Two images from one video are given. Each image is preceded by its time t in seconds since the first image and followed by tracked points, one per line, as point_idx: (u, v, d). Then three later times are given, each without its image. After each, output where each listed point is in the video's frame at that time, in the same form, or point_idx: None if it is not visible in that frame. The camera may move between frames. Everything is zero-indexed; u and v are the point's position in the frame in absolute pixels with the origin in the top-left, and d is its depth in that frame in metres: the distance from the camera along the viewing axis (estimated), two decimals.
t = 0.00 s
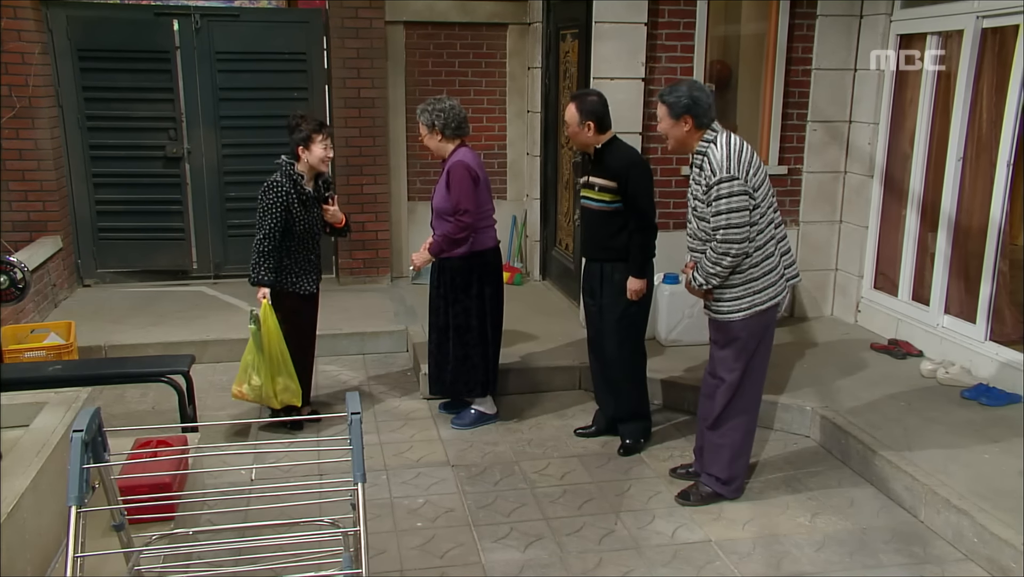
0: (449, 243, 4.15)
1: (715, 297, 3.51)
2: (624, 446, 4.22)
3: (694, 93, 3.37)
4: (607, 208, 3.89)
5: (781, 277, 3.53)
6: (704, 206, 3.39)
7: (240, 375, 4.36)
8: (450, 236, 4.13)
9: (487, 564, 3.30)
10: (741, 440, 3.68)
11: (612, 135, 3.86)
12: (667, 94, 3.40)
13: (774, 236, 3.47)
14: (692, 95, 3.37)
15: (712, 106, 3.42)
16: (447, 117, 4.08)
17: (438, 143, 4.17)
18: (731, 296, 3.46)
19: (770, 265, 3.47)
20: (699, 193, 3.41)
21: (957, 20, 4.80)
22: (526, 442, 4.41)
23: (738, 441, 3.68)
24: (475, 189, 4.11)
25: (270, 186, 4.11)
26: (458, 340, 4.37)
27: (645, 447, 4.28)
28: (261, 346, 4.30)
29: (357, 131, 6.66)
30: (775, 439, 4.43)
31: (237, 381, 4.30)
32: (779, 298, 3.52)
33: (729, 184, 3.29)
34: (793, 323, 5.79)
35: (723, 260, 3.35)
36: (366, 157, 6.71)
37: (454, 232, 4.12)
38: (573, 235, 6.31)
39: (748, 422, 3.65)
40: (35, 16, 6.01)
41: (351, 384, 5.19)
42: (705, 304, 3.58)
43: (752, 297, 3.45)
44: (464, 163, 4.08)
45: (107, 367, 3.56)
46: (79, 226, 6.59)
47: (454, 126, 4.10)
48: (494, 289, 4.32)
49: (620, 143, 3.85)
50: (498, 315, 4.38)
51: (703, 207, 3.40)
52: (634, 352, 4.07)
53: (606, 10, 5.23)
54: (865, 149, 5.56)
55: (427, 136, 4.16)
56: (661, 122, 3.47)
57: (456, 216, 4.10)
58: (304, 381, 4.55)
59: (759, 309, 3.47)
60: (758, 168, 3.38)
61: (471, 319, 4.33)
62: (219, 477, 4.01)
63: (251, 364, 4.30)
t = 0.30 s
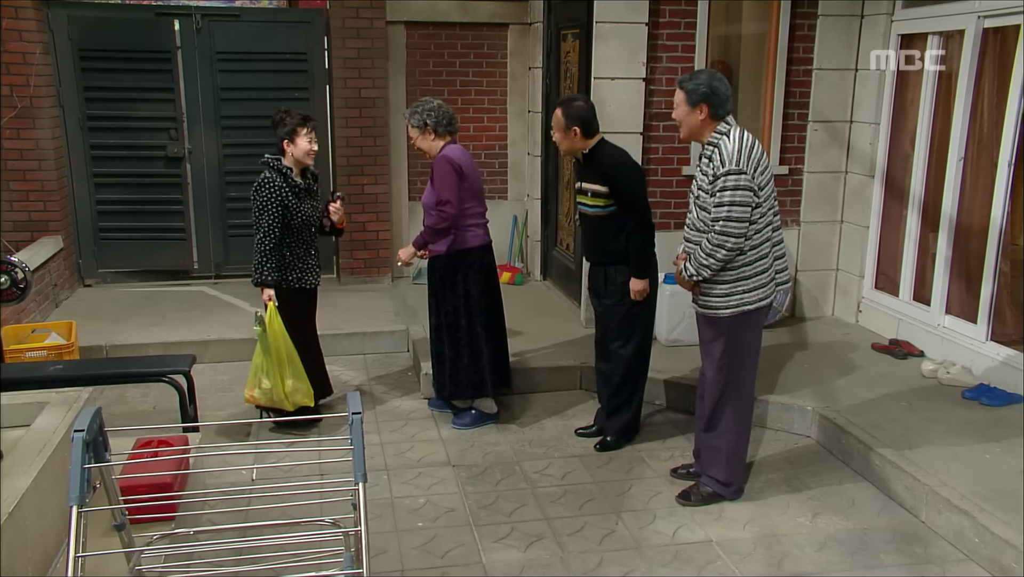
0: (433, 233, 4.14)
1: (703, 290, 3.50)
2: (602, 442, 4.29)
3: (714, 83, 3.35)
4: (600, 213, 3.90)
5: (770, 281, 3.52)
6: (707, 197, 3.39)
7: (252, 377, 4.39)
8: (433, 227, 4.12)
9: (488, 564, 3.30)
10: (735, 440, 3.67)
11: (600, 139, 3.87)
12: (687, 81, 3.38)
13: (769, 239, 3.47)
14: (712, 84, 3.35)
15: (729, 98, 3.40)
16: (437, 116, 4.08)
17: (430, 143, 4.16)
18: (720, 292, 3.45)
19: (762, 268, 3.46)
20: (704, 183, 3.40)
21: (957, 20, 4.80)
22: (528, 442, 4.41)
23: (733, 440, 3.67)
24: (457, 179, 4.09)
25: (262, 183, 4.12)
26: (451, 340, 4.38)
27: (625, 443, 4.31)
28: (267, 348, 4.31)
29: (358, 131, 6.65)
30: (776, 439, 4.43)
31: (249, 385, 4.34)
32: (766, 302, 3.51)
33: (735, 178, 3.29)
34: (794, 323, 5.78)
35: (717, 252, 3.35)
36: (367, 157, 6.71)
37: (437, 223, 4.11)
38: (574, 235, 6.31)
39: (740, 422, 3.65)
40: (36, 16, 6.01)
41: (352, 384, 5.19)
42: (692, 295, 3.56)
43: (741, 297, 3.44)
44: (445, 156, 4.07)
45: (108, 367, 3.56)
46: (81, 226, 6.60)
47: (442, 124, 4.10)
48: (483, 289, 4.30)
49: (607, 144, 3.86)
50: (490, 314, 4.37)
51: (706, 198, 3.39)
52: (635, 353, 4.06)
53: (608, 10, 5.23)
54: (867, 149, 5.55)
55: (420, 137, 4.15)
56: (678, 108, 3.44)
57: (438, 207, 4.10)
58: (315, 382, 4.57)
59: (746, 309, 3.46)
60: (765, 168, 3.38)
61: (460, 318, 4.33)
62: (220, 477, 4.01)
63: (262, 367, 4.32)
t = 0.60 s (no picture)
0: (424, 231, 4.12)
1: (696, 286, 3.50)
2: (603, 442, 4.29)
3: (728, 79, 3.35)
4: (594, 222, 3.89)
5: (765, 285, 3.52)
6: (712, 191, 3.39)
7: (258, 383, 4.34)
8: (424, 224, 4.11)
9: (488, 564, 3.30)
10: (732, 441, 3.68)
11: (585, 149, 3.88)
12: (701, 75, 3.38)
13: (768, 241, 3.46)
14: (726, 80, 3.35)
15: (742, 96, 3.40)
16: (426, 115, 4.09)
17: (420, 144, 4.15)
18: (713, 288, 3.45)
19: (759, 269, 3.46)
20: (709, 177, 3.40)
21: (958, 20, 4.79)
22: (528, 442, 4.41)
23: (727, 441, 3.68)
24: (445, 177, 4.10)
25: (255, 186, 4.13)
26: (432, 337, 4.37)
27: (626, 443, 4.31)
28: (273, 347, 4.30)
29: (359, 130, 6.65)
30: (777, 438, 4.43)
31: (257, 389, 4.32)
32: (758, 304, 3.50)
33: (742, 174, 3.29)
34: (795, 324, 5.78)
35: (715, 248, 3.35)
36: (367, 157, 6.71)
37: (428, 220, 4.10)
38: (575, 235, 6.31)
39: (735, 422, 3.66)
40: (36, 16, 6.01)
41: (354, 385, 5.19)
42: (684, 289, 3.57)
43: (733, 295, 3.44)
44: (432, 155, 4.09)
45: (109, 367, 3.57)
46: (82, 226, 6.60)
47: (434, 124, 4.12)
48: (467, 286, 4.27)
49: (596, 153, 3.86)
50: (474, 312, 4.34)
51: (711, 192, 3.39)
52: (636, 353, 4.06)
53: (609, 10, 5.23)
54: (868, 149, 5.55)
55: (410, 138, 4.15)
56: (690, 103, 3.43)
57: (428, 205, 4.10)
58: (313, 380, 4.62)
59: (737, 309, 3.46)
60: (772, 169, 3.39)
61: (440, 316, 4.33)
62: (220, 477, 4.01)
63: (268, 368, 4.30)
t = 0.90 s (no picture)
0: (414, 232, 4.10)
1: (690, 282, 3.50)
2: (603, 442, 4.29)
3: (736, 77, 3.34)
4: (592, 224, 3.90)
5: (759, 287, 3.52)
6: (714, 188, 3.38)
7: (249, 384, 4.31)
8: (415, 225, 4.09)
9: (489, 564, 3.30)
10: (728, 440, 3.68)
11: (581, 150, 3.88)
12: (709, 73, 3.36)
13: (766, 243, 3.47)
14: (733, 77, 3.33)
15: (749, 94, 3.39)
16: (426, 112, 4.10)
17: (419, 139, 4.17)
18: (708, 286, 3.45)
19: (756, 270, 3.46)
20: (711, 175, 3.39)
21: (959, 20, 4.79)
22: (529, 442, 4.41)
23: (723, 442, 3.68)
24: (439, 179, 4.09)
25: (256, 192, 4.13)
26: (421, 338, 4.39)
27: (626, 443, 4.31)
28: (272, 347, 4.30)
29: (360, 130, 6.65)
30: (778, 438, 4.43)
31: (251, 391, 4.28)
32: (753, 305, 3.51)
33: (746, 172, 3.29)
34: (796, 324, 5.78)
35: (714, 244, 3.34)
36: (368, 157, 6.71)
37: (419, 222, 4.09)
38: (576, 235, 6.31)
39: (730, 421, 3.66)
40: (37, 16, 6.01)
41: (354, 385, 5.19)
42: (679, 286, 3.56)
43: (727, 295, 3.45)
44: (427, 155, 4.08)
45: (109, 367, 3.57)
46: (82, 227, 6.60)
47: (436, 122, 4.13)
48: (453, 286, 4.27)
49: (594, 154, 3.86)
50: (458, 317, 4.32)
51: (712, 189, 3.39)
52: (637, 354, 4.06)
53: (609, 10, 5.23)
54: (868, 149, 5.55)
55: (410, 131, 4.18)
56: (698, 100, 3.42)
57: (420, 205, 4.09)
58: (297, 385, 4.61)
59: (731, 309, 3.46)
60: (775, 170, 3.39)
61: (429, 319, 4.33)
62: (221, 477, 4.01)
63: (265, 370, 4.29)
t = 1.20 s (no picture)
0: (420, 239, 4.11)
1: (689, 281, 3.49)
2: (604, 442, 4.29)
3: (739, 76, 3.33)
4: (593, 223, 3.90)
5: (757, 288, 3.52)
6: (717, 187, 3.38)
7: (237, 385, 4.31)
8: (421, 232, 4.10)
9: (490, 564, 3.30)
10: (727, 439, 3.68)
11: (582, 149, 3.86)
12: (712, 72, 3.36)
13: (767, 244, 3.46)
14: (736, 77, 3.33)
15: (752, 93, 3.38)
16: (428, 114, 4.09)
17: (421, 139, 4.18)
18: (706, 285, 3.45)
19: (755, 271, 3.46)
20: (714, 174, 3.39)
21: (960, 20, 4.79)
22: (530, 442, 4.41)
23: (721, 441, 3.68)
24: (443, 184, 4.08)
25: (262, 196, 4.15)
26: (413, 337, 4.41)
27: (627, 443, 4.31)
28: (266, 350, 4.31)
29: (360, 130, 6.65)
30: (779, 439, 4.42)
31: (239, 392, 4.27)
32: (750, 306, 3.50)
33: (750, 171, 3.29)
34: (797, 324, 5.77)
35: (715, 243, 3.34)
36: (369, 157, 6.71)
37: (424, 228, 4.09)
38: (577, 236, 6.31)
39: (728, 420, 3.66)
40: (39, 16, 6.02)
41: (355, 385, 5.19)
42: (677, 285, 3.56)
43: (725, 295, 3.44)
44: (430, 159, 4.06)
45: (110, 366, 3.58)
46: (83, 227, 6.60)
47: (440, 126, 4.12)
48: (456, 289, 4.26)
49: (596, 152, 3.86)
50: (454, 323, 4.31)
51: (715, 188, 3.39)
52: (638, 354, 4.06)
53: (610, 10, 5.23)
54: (869, 149, 5.55)
55: (411, 130, 4.18)
56: (701, 99, 3.42)
57: (425, 212, 4.09)
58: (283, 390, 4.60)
59: (729, 309, 3.46)
60: (778, 171, 3.39)
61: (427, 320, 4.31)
62: (222, 477, 4.01)
63: (256, 372, 4.29)
